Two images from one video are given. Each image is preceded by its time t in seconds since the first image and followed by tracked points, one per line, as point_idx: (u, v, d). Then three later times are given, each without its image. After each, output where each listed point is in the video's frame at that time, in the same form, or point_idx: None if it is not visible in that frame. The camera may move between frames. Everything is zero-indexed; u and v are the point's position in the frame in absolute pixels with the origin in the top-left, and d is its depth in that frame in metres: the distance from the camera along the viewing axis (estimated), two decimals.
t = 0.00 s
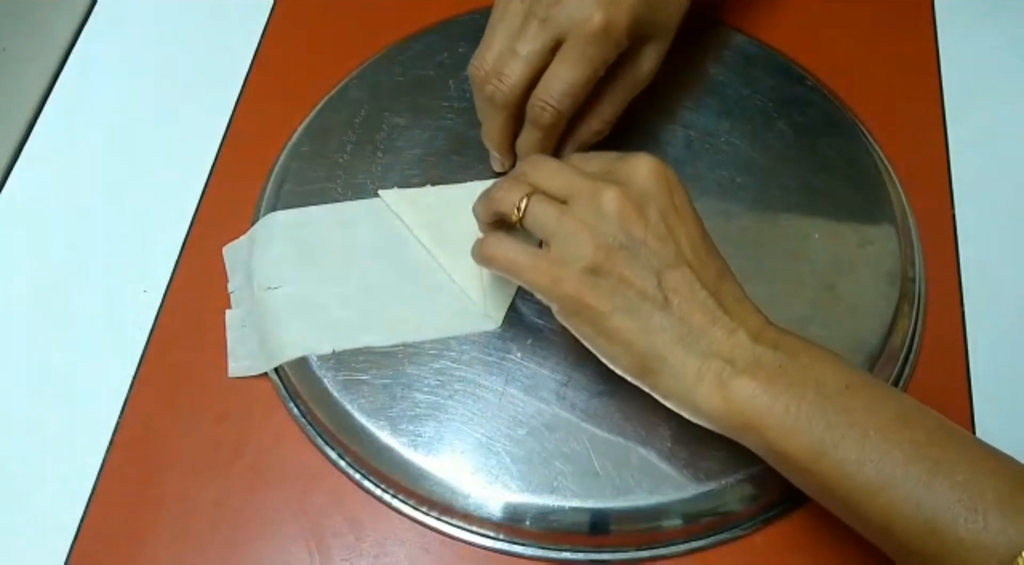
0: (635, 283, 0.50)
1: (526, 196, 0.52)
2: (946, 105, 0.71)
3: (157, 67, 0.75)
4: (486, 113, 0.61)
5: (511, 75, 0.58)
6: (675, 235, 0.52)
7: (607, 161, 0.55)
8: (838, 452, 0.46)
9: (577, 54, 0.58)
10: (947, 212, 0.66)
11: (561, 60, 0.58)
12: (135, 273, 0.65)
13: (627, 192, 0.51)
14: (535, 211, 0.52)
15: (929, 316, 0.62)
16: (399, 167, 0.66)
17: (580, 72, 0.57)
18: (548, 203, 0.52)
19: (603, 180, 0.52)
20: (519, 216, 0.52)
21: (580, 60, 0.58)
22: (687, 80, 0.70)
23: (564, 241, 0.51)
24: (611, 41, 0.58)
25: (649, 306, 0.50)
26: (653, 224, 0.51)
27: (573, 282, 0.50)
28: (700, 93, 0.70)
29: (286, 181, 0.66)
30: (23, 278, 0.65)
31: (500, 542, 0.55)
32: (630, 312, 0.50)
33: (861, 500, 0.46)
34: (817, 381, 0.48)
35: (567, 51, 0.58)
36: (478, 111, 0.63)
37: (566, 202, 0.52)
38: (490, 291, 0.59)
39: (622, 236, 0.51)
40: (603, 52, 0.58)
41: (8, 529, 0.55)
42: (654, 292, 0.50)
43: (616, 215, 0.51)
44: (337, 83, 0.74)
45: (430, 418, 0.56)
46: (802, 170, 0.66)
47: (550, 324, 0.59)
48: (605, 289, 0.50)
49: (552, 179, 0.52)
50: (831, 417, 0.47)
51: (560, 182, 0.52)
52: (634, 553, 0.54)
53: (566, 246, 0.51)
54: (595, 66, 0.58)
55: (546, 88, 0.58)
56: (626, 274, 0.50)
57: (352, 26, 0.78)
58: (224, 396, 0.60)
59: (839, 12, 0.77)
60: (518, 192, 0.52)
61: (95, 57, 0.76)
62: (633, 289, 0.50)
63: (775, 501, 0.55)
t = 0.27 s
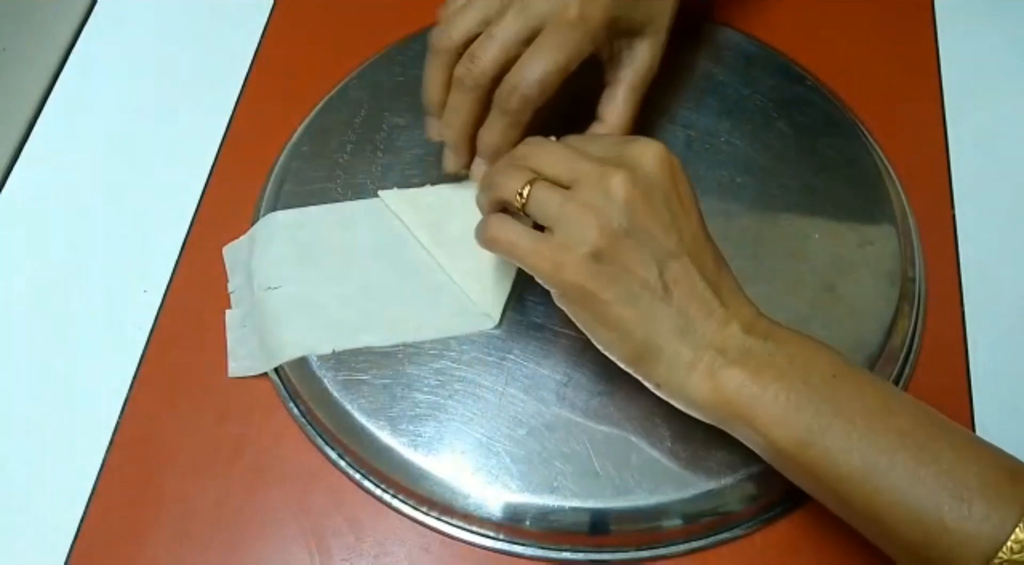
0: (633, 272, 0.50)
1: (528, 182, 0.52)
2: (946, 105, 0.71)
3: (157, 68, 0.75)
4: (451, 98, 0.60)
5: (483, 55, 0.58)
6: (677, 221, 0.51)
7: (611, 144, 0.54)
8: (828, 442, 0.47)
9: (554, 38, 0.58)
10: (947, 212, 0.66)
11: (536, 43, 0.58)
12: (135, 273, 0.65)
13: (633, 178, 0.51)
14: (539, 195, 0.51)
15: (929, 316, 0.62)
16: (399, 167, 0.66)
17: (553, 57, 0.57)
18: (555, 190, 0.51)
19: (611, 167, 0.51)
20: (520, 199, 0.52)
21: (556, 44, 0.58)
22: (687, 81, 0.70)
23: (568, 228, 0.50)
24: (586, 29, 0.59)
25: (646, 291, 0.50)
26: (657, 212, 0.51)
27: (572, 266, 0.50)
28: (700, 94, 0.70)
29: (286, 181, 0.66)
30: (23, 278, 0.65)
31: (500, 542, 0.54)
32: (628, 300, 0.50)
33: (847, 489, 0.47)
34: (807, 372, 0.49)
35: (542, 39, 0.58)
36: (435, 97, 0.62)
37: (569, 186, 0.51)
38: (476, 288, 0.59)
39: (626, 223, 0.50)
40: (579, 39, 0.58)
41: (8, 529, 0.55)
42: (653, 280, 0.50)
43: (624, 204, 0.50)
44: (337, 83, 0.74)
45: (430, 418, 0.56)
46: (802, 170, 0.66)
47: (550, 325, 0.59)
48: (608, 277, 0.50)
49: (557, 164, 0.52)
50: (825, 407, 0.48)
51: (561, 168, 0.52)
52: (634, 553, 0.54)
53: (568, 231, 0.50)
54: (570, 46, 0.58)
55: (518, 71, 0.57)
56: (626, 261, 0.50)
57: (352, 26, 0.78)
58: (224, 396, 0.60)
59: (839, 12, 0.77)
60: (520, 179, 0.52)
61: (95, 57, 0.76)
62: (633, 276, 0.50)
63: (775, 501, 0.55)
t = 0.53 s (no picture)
0: (636, 376, 0.40)
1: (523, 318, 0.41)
2: (946, 105, 0.71)
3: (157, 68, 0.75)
4: (445, 102, 0.59)
5: (489, 68, 0.58)
6: (687, 320, 0.40)
7: (607, 238, 0.41)
8: (838, 492, 0.41)
9: (553, 47, 0.59)
10: (947, 212, 0.66)
11: (538, 53, 0.58)
12: (136, 273, 0.65)
13: (629, 279, 0.40)
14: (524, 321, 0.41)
15: (929, 316, 0.62)
16: (399, 166, 0.66)
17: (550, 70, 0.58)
18: (550, 274, 0.40)
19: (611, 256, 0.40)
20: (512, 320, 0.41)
21: (558, 54, 0.58)
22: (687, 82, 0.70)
23: (565, 339, 0.40)
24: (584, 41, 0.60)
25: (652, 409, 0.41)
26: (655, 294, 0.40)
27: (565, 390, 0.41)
28: (700, 94, 0.70)
29: (286, 181, 0.66)
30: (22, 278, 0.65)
31: (500, 542, 0.54)
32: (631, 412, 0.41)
33: (857, 548, 0.42)
34: (833, 444, 0.43)
35: (543, 49, 0.58)
36: (431, 105, 0.60)
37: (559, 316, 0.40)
38: (460, 294, 0.58)
39: (629, 330, 0.39)
40: (578, 50, 0.59)
41: (8, 529, 0.55)
42: (664, 386, 0.40)
43: (638, 295, 0.40)
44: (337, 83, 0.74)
45: (430, 418, 0.56)
46: (802, 170, 0.66)
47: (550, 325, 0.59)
48: (633, 407, 0.41)
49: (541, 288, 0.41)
50: (834, 467, 0.42)
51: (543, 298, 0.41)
52: (634, 553, 0.54)
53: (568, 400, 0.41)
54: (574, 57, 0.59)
55: (517, 81, 0.58)
56: (630, 394, 0.40)
57: (352, 26, 0.78)
58: (224, 396, 0.60)
59: (839, 12, 0.77)
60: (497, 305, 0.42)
61: (95, 57, 0.76)
62: (640, 406, 0.41)
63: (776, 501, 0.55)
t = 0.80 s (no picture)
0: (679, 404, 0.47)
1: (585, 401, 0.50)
2: (946, 105, 0.71)
3: (157, 68, 0.75)
4: (436, 44, 0.57)
5: None
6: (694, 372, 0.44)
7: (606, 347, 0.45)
8: (873, 417, 0.44)
9: None
10: (947, 212, 0.66)
11: None
12: (136, 273, 0.65)
13: (651, 366, 0.44)
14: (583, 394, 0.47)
15: (929, 316, 0.62)
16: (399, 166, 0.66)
17: None
18: (589, 360, 0.45)
19: (630, 348, 0.44)
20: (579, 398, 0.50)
21: None
22: (686, 81, 0.70)
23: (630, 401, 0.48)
24: None
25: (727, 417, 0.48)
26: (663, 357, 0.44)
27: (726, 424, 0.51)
28: (700, 94, 0.70)
29: (286, 181, 0.66)
30: (22, 278, 0.65)
31: (500, 542, 0.54)
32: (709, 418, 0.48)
33: (942, 499, 0.45)
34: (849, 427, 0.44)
35: None
36: (424, 53, 0.58)
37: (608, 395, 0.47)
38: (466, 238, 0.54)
39: (656, 378, 0.45)
40: None
41: (8, 529, 0.55)
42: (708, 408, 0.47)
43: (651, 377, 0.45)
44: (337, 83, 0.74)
45: (430, 418, 0.56)
46: (802, 170, 0.66)
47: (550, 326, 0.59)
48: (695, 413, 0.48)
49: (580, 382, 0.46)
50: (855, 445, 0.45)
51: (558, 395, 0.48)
52: (634, 553, 0.54)
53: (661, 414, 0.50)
54: None
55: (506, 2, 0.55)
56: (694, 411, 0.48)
57: (353, 26, 0.78)
58: (224, 396, 0.60)
59: (839, 12, 0.77)
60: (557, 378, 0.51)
61: (95, 57, 0.76)
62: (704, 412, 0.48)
63: (776, 501, 0.55)
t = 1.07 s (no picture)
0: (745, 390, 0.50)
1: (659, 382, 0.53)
2: (947, 105, 0.71)
3: (158, 68, 0.75)
4: (573, 79, 0.61)
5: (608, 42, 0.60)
6: (765, 358, 0.47)
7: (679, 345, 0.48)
8: (926, 387, 0.48)
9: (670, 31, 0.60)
10: (947, 212, 0.66)
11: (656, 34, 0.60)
12: (136, 273, 0.65)
13: (726, 352, 0.47)
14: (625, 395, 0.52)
15: (929, 316, 0.62)
16: (399, 167, 0.66)
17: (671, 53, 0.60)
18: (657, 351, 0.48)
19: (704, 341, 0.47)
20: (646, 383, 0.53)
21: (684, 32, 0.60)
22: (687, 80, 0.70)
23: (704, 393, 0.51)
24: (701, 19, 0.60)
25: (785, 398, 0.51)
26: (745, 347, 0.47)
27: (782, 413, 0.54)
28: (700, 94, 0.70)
29: (286, 181, 0.66)
30: (22, 278, 0.65)
31: (500, 542, 0.54)
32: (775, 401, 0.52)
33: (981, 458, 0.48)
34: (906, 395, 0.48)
35: (680, 19, 0.60)
36: (551, 85, 0.62)
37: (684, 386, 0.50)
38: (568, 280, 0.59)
39: (730, 366, 0.48)
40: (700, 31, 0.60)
41: (8, 529, 0.55)
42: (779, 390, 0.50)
43: (724, 365, 0.48)
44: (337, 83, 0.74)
45: (430, 418, 0.56)
46: (802, 170, 0.66)
47: (549, 325, 0.59)
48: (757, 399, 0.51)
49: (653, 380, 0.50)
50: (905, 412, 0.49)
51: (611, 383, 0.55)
52: (634, 553, 0.54)
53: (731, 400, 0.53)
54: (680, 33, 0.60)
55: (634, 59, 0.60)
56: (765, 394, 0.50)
57: (352, 26, 0.78)
58: (225, 396, 0.60)
59: (840, 12, 0.77)
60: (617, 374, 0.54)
61: (95, 57, 0.76)
62: (777, 393, 0.50)
63: (775, 500, 0.55)
